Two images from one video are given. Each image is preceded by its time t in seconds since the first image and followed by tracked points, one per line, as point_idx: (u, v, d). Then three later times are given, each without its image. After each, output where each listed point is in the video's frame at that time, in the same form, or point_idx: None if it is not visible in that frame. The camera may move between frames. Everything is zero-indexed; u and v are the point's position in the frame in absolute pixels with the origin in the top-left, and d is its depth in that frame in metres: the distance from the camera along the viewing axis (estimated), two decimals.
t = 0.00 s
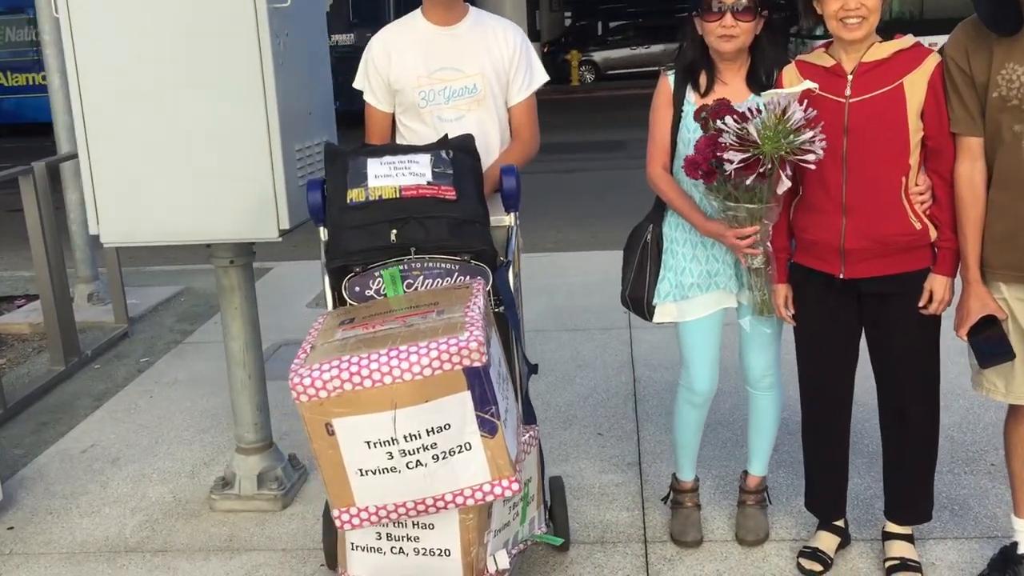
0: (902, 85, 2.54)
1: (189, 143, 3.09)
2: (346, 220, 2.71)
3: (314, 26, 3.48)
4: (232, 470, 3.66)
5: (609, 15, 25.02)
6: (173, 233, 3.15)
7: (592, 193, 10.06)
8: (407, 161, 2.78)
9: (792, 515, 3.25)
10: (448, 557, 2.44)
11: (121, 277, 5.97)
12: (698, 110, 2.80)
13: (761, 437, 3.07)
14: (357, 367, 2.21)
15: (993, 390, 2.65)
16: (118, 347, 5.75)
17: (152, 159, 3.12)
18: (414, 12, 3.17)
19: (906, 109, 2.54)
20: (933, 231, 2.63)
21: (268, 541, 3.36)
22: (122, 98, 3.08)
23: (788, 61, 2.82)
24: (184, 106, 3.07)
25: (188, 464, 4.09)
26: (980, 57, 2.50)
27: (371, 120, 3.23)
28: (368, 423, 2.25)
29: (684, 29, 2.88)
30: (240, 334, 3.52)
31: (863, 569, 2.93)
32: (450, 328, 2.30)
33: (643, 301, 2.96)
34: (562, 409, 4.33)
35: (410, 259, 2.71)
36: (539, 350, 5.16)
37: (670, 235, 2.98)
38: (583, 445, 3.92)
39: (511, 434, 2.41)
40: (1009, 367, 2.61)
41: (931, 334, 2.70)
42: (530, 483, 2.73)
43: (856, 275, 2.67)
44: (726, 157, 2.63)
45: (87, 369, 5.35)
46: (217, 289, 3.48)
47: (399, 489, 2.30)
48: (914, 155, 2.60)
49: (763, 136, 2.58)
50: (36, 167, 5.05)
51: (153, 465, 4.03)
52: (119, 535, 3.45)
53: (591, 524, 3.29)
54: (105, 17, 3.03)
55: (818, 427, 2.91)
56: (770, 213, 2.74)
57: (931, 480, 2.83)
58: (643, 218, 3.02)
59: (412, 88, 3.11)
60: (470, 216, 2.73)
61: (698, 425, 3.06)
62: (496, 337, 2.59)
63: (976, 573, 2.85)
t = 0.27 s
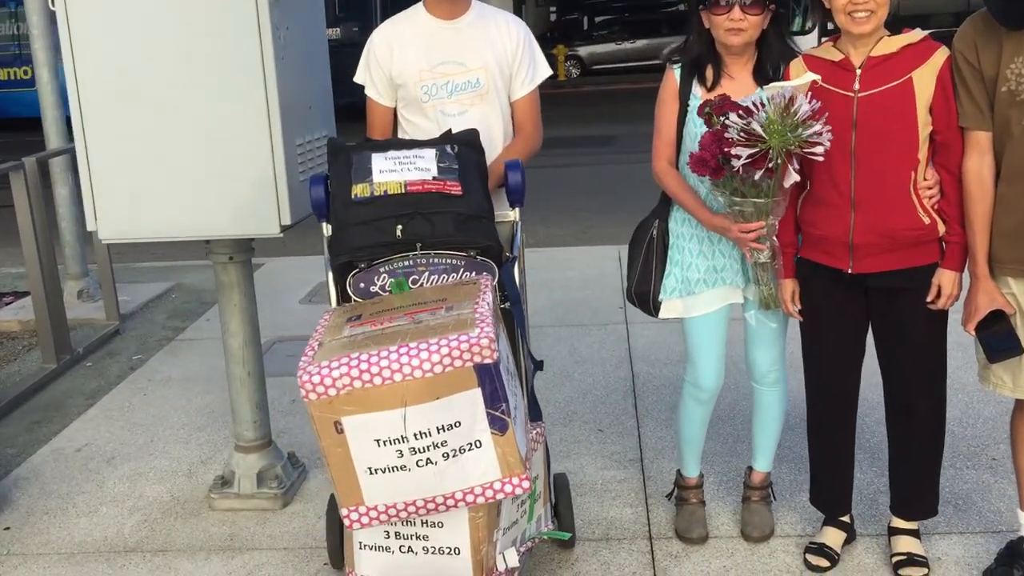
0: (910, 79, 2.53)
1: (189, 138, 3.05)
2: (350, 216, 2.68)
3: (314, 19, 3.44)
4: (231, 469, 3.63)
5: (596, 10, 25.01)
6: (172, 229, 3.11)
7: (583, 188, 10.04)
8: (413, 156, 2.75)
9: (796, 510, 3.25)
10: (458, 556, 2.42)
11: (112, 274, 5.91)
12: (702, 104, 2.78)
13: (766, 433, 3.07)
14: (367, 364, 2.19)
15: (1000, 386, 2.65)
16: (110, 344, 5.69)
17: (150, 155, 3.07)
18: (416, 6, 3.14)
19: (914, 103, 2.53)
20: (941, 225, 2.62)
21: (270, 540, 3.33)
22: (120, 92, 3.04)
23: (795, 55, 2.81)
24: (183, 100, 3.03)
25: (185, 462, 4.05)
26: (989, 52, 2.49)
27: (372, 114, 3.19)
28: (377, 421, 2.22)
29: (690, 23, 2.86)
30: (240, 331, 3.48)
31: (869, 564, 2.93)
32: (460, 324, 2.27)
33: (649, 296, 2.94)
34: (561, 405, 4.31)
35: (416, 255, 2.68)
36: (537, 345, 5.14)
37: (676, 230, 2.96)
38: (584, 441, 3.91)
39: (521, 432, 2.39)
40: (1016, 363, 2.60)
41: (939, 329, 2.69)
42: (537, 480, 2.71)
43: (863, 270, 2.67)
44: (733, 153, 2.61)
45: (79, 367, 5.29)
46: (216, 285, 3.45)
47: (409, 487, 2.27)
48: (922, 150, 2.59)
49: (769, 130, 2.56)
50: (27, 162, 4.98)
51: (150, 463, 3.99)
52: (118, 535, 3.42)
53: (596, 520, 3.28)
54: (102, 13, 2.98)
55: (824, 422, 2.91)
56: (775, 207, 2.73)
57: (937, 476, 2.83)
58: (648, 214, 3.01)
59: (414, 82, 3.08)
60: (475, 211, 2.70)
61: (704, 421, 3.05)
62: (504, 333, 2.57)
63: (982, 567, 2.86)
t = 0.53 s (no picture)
0: (917, 76, 2.54)
1: (190, 136, 3.03)
2: (356, 213, 2.66)
3: (315, 14, 3.41)
4: (231, 467, 3.60)
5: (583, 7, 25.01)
6: (173, 227, 3.09)
7: (574, 185, 10.04)
8: (418, 152, 2.75)
9: (799, 506, 3.26)
10: (467, 553, 2.41)
11: (105, 271, 5.87)
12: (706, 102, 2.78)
13: (770, 429, 3.07)
14: (378, 362, 2.18)
15: (1005, 381, 2.66)
16: (103, 342, 5.65)
17: (151, 152, 3.05)
18: (418, 2, 3.12)
19: (920, 100, 2.54)
20: (946, 222, 2.63)
21: (272, 539, 3.31)
22: (120, 89, 3.01)
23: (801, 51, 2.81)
24: (184, 97, 3.01)
25: (183, 461, 4.02)
26: (995, 49, 2.49)
27: (375, 111, 3.17)
28: (388, 419, 2.21)
29: (695, 18, 2.85)
30: (241, 328, 3.46)
31: (873, 558, 2.94)
32: (470, 321, 2.27)
33: (654, 293, 2.94)
34: (560, 402, 4.31)
35: (422, 252, 2.66)
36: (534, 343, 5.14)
37: (681, 227, 2.97)
38: (584, 438, 3.91)
39: (531, 429, 2.39)
40: (1021, 358, 2.62)
41: (944, 325, 2.71)
42: (544, 477, 2.71)
43: (869, 266, 2.67)
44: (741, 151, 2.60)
45: (72, 366, 5.25)
46: (216, 283, 3.42)
47: (419, 485, 2.26)
48: (928, 147, 2.60)
49: (776, 128, 2.55)
50: (19, 159, 4.94)
51: (148, 462, 3.96)
52: (117, 534, 3.39)
53: (599, 517, 3.28)
54: (101, 11, 2.95)
55: (829, 418, 2.92)
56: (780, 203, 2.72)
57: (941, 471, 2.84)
58: (653, 210, 3.01)
59: (417, 78, 3.06)
60: (481, 207, 2.70)
61: (708, 417, 3.05)
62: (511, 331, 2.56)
63: (986, 561, 2.88)
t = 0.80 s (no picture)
0: (920, 75, 2.54)
1: (188, 136, 3.00)
2: (358, 213, 2.64)
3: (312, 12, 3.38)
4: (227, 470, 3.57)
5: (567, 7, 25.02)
6: (170, 228, 3.06)
7: (562, 185, 10.03)
8: (420, 152, 2.73)
9: (800, 504, 3.26)
10: (474, 555, 2.39)
11: (93, 273, 5.81)
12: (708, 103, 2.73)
13: (772, 428, 3.07)
14: (385, 363, 2.16)
15: (1007, 378, 2.67)
16: (92, 344, 5.59)
17: (149, 152, 3.02)
18: None
19: (924, 98, 2.54)
20: (949, 220, 2.64)
21: (270, 542, 3.28)
22: (117, 88, 2.97)
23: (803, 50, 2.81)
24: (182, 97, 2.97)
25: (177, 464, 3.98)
26: (998, 48, 2.51)
27: (374, 110, 3.16)
28: (395, 420, 2.19)
29: (698, 17, 2.85)
30: (237, 330, 3.43)
31: (875, 556, 2.95)
32: (478, 322, 2.25)
33: (656, 294, 2.93)
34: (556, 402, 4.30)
35: (425, 252, 2.64)
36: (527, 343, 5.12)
37: (682, 227, 2.97)
38: (582, 438, 3.90)
39: (538, 430, 2.37)
40: None
41: (946, 323, 2.71)
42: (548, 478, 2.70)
43: (873, 265, 2.68)
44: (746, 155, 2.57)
45: (61, 368, 5.20)
46: (213, 284, 3.39)
47: (426, 487, 2.25)
48: (931, 145, 2.61)
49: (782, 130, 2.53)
50: (7, 160, 4.88)
51: (142, 465, 3.92)
52: (113, 538, 3.35)
53: (600, 517, 3.27)
54: (100, 11, 2.92)
55: (831, 417, 2.92)
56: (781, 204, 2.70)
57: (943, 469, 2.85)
58: (654, 210, 3.01)
59: (417, 77, 3.04)
60: (485, 207, 2.68)
61: (709, 417, 3.05)
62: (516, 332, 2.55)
63: (987, 558, 2.89)
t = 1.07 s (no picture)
0: (921, 72, 2.55)
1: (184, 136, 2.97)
2: (359, 213, 2.62)
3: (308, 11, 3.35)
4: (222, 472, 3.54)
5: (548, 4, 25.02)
6: (166, 229, 3.03)
7: (547, 183, 10.03)
8: (421, 151, 2.71)
9: (798, 501, 3.27)
10: (480, 556, 2.38)
11: (79, 273, 5.75)
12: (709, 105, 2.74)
13: (771, 426, 3.08)
14: (392, 364, 2.14)
15: (1007, 374, 2.69)
16: (79, 346, 5.53)
17: (144, 152, 2.98)
18: None
19: (925, 96, 2.55)
20: (949, 218, 2.65)
21: (268, 544, 3.26)
22: (111, 86, 2.93)
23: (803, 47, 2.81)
24: (178, 96, 2.94)
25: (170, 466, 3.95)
26: (998, 46, 2.52)
27: (371, 108, 3.14)
28: (402, 421, 2.18)
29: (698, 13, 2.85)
30: (233, 331, 3.40)
31: (875, 552, 2.96)
32: (484, 322, 2.24)
33: (656, 292, 2.93)
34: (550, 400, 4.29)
35: (427, 251, 2.63)
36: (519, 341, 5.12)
37: (682, 225, 2.97)
38: (578, 436, 3.90)
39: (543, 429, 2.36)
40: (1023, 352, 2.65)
41: (946, 319, 2.73)
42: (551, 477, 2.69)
43: (874, 262, 2.69)
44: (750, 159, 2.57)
45: (48, 370, 5.14)
46: (207, 285, 3.36)
47: (433, 487, 2.23)
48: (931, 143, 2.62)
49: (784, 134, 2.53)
50: None
51: (134, 467, 3.88)
52: (108, 542, 3.32)
53: (599, 516, 3.26)
54: (95, 9, 2.87)
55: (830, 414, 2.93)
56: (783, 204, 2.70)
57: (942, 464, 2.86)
58: (654, 208, 3.01)
59: (415, 75, 3.03)
60: (487, 206, 2.66)
61: (708, 415, 3.05)
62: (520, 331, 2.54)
63: (985, 553, 2.91)
